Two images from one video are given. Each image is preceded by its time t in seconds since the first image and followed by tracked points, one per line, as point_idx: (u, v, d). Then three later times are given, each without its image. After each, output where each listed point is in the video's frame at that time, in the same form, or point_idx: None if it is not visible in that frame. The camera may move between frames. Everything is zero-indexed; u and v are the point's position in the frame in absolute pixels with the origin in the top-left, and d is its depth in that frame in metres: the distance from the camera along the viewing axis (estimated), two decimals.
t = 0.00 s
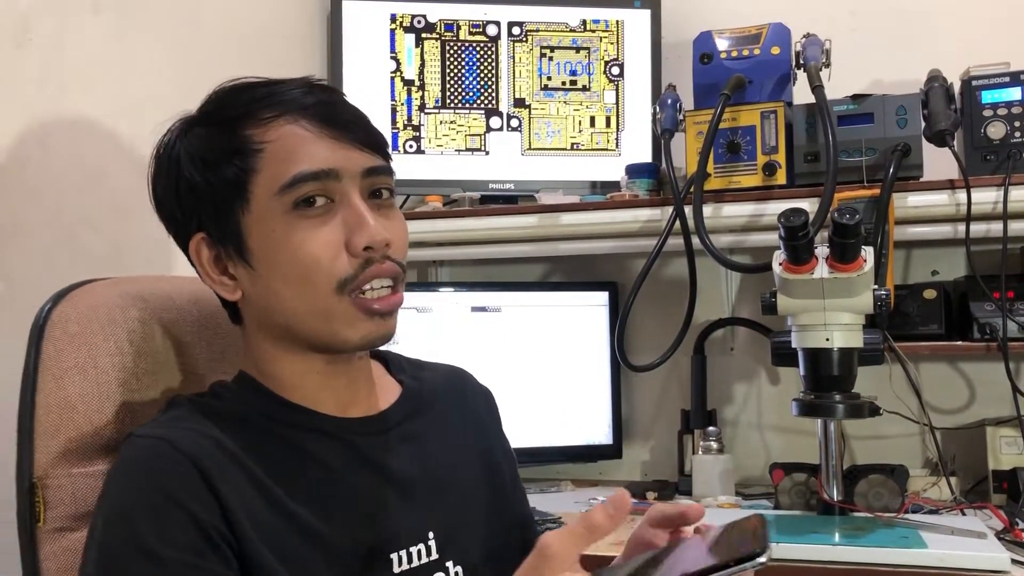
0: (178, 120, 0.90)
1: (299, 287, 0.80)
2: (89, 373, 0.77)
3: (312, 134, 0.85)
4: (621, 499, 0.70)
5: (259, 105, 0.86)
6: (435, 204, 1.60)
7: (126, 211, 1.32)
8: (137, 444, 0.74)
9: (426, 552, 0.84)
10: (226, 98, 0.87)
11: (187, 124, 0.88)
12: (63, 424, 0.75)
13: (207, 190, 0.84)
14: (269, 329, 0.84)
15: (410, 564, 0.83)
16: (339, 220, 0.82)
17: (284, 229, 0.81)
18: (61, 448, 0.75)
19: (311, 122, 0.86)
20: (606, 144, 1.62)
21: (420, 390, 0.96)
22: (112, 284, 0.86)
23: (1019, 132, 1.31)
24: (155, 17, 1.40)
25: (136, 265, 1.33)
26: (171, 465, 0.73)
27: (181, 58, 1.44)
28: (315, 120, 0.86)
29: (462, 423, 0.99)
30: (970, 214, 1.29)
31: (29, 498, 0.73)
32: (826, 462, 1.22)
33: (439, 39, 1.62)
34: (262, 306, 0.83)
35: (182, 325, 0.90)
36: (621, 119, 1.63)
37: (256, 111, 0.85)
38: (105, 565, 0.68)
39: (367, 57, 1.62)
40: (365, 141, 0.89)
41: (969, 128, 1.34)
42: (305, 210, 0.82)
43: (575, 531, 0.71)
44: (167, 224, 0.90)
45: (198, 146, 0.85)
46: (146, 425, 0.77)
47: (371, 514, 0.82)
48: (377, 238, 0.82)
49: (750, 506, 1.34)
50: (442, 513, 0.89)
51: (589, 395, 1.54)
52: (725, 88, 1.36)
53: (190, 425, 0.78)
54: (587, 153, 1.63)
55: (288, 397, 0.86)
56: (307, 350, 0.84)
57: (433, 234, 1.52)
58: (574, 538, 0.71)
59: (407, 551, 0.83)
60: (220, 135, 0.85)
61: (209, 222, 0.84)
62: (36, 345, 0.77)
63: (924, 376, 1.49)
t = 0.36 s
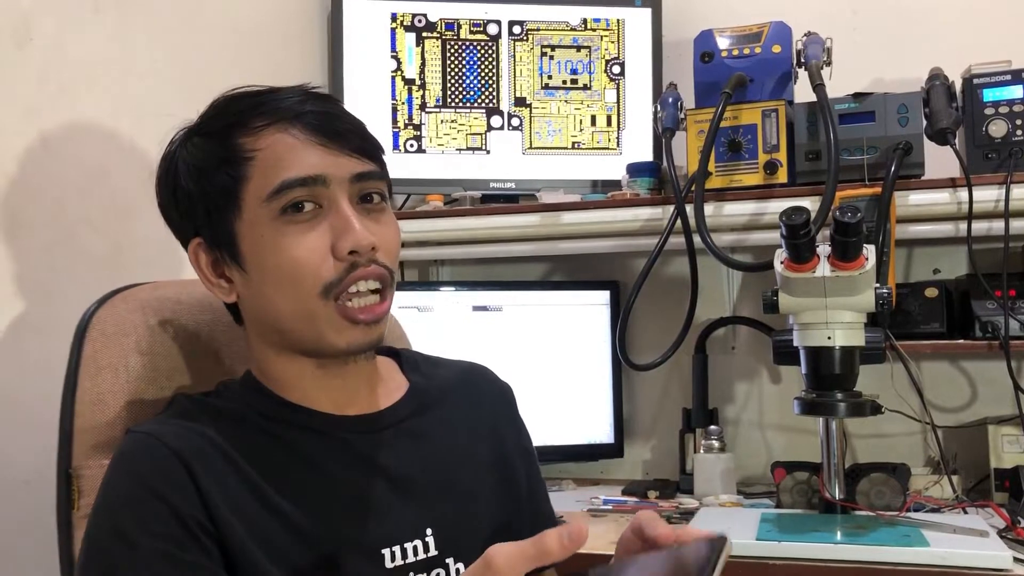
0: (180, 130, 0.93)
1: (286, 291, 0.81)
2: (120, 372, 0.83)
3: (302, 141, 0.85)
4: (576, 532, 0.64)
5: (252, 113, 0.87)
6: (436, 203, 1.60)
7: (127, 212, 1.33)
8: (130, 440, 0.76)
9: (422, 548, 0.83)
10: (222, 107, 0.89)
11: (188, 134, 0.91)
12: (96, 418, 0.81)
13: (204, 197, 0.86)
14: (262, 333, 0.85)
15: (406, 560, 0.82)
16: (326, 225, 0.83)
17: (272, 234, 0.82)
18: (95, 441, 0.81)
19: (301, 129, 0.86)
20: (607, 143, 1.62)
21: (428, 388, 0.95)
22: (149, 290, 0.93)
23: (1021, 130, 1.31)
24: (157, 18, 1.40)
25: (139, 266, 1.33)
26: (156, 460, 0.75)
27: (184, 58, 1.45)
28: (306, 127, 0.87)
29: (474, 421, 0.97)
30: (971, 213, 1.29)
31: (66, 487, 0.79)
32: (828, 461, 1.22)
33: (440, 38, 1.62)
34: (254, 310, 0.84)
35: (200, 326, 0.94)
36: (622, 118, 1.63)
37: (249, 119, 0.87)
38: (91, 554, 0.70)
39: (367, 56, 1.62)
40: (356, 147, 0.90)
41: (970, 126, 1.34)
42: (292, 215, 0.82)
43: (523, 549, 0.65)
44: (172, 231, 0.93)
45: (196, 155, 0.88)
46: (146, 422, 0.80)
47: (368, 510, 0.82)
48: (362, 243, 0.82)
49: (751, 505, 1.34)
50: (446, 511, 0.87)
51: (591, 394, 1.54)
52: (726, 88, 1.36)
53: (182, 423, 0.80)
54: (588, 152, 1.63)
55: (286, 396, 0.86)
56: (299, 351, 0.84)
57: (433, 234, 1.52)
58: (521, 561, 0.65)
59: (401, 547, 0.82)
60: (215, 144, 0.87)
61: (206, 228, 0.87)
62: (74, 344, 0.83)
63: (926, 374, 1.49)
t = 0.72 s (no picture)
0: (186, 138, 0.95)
1: (290, 281, 0.81)
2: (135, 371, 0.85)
3: (301, 136, 0.86)
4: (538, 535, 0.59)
5: (254, 112, 0.88)
6: (438, 203, 1.60)
7: (129, 212, 1.33)
8: (136, 438, 0.78)
9: (425, 546, 0.83)
10: (225, 109, 0.90)
11: (194, 140, 0.93)
12: (112, 415, 0.83)
13: (209, 196, 0.87)
14: (268, 327, 0.86)
15: (407, 557, 0.81)
16: (327, 214, 0.83)
17: (275, 226, 0.82)
18: (111, 438, 0.82)
19: (302, 125, 0.87)
20: (609, 143, 1.62)
21: (433, 388, 0.95)
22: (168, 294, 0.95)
23: (1022, 130, 1.30)
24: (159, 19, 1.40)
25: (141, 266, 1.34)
26: (159, 458, 0.76)
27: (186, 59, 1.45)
28: (305, 123, 0.88)
29: (480, 420, 0.97)
30: (973, 212, 1.29)
31: (83, 483, 0.80)
32: (829, 460, 1.23)
33: (441, 38, 1.62)
34: (261, 303, 0.84)
35: (213, 326, 0.94)
36: (623, 118, 1.63)
37: (250, 118, 0.88)
38: (95, 551, 0.71)
39: (369, 56, 1.62)
40: (355, 143, 0.90)
41: (971, 126, 1.34)
42: (294, 206, 0.83)
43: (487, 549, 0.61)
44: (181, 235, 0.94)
45: (201, 157, 0.89)
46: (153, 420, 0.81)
47: (369, 509, 0.82)
48: (363, 230, 0.82)
49: (752, 505, 1.34)
50: (449, 511, 0.87)
51: (592, 394, 1.54)
52: (727, 88, 1.36)
53: (187, 421, 0.81)
54: (589, 152, 1.63)
55: (291, 394, 0.86)
56: (305, 344, 0.85)
57: (434, 234, 1.52)
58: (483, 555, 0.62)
59: (404, 545, 0.82)
60: (219, 144, 0.88)
61: (212, 226, 0.88)
62: (93, 345, 0.86)
63: (927, 374, 1.49)
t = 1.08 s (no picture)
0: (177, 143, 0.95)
1: (293, 273, 0.81)
2: (124, 374, 0.84)
3: (299, 133, 0.88)
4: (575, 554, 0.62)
5: (250, 111, 0.89)
6: (438, 204, 1.60)
7: (129, 213, 1.33)
8: (133, 441, 0.77)
9: (423, 548, 0.83)
10: (220, 111, 0.91)
11: (187, 142, 0.93)
12: (99, 419, 0.81)
13: (207, 193, 0.87)
14: (269, 324, 0.86)
15: (406, 559, 0.82)
16: (329, 206, 0.84)
17: (276, 219, 0.82)
18: (100, 443, 0.81)
19: (298, 124, 0.89)
20: (609, 144, 1.62)
21: (426, 391, 0.95)
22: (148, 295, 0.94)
23: (1022, 131, 1.31)
24: (159, 20, 1.40)
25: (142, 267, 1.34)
26: (159, 460, 0.75)
27: (187, 60, 1.45)
28: (302, 122, 0.89)
29: (472, 422, 0.97)
30: (973, 213, 1.29)
31: (70, 489, 0.79)
32: (829, 461, 1.23)
33: (442, 39, 1.62)
34: (262, 299, 0.84)
35: (199, 329, 0.94)
36: (624, 119, 1.63)
37: (247, 117, 0.89)
38: (93, 553, 0.71)
39: (369, 57, 1.62)
40: (350, 143, 0.92)
41: (971, 127, 1.34)
42: (294, 200, 0.83)
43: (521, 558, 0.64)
44: (172, 238, 0.94)
45: (196, 156, 0.89)
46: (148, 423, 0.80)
47: (368, 511, 0.82)
48: (365, 221, 0.83)
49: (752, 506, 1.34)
50: (446, 512, 0.87)
51: (593, 395, 1.54)
52: (728, 88, 1.36)
53: (186, 423, 0.80)
54: (590, 153, 1.63)
55: (287, 394, 0.86)
56: (306, 340, 0.85)
57: (435, 235, 1.52)
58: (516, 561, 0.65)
59: (402, 546, 0.82)
60: (215, 143, 0.88)
61: (210, 224, 0.87)
62: (79, 346, 0.84)
63: (927, 374, 1.50)
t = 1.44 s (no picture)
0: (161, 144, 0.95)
1: (270, 278, 0.81)
2: (107, 376, 0.83)
3: (277, 135, 0.87)
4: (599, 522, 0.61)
5: (230, 113, 0.89)
6: (439, 205, 1.60)
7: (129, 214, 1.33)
8: (129, 445, 0.76)
9: (420, 550, 0.84)
10: (201, 113, 0.90)
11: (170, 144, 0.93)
12: (82, 424, 0.80)
13: (186, 197, 0.87)
14: (250, 327, 0.86)
15: (405, 561, 0.83)
16: (305, 211, 0.83)
17: (253, 225, 0.82)
18: (82, 448, 0.80)
19: (278, 125, 0.88)
20: (609, 146, 1.63)
21: (419, 392, 0.96)
22: (129, 292, 0.92)
23: (1022, 132, 1.31)
24: (160, 22, 1.40)
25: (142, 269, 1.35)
26: (159, 464, 0.74)
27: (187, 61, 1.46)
28: (283, 124, 0.88)
29: (466, 423, 0.98)
30: (973, 214, 1.29)
31: (52, 493, 0.79)
32: (829, 462, 1.23)
33: (442, 41, 1.62)
34: (242, 303, 0.84)
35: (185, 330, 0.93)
36: (623, 120, 1.63)
37: (226, 119, 0.88)
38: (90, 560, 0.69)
39: (369, 59, 1.62)
40: (332, 143, 0.91)
41: (971, 128, 1.34)
42: (271, 205, 0.83)
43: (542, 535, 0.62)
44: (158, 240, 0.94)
45: (177, 160, 0.89)
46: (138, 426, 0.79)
47: (367, 513, 0.82)
48: (340, 225, 0.83)
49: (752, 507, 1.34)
50: (443, 512, 0.88)
51: (593, 396, 1.54)
52: (728, 90, 1.36)
53: (182, 427, 0.79)
54: (589, 155, 1.63)
55: (271, 390, 0.86)
56: (287, 344, 0.85)
57: (436, 236, 1.52)
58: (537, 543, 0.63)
59: (401, 549, 0.83)
60: (196, 146, 0.88)
61: (190, 228, 0.87)
62: (59, 349, 0.83)
63: (927, 375, 1.50)
